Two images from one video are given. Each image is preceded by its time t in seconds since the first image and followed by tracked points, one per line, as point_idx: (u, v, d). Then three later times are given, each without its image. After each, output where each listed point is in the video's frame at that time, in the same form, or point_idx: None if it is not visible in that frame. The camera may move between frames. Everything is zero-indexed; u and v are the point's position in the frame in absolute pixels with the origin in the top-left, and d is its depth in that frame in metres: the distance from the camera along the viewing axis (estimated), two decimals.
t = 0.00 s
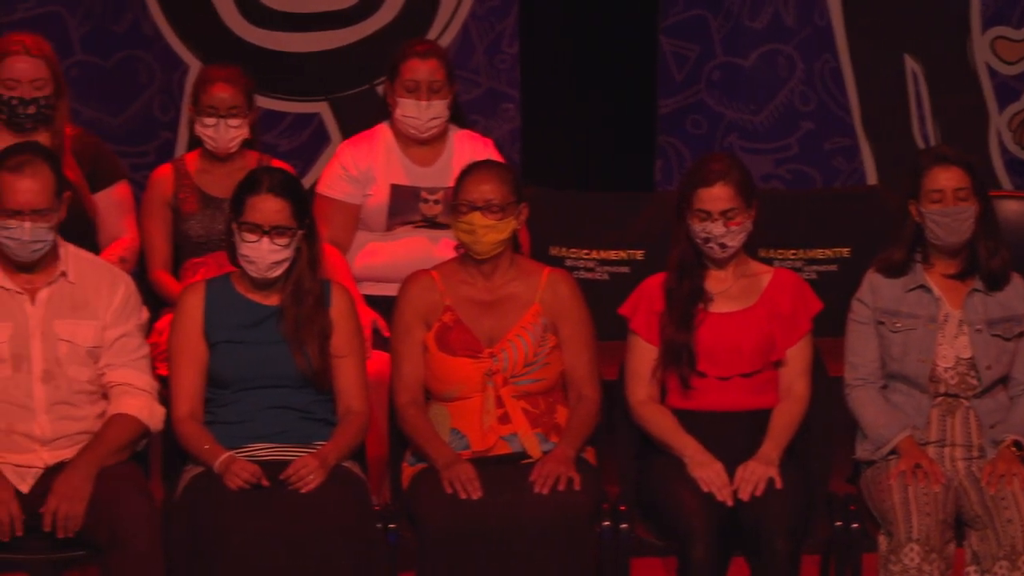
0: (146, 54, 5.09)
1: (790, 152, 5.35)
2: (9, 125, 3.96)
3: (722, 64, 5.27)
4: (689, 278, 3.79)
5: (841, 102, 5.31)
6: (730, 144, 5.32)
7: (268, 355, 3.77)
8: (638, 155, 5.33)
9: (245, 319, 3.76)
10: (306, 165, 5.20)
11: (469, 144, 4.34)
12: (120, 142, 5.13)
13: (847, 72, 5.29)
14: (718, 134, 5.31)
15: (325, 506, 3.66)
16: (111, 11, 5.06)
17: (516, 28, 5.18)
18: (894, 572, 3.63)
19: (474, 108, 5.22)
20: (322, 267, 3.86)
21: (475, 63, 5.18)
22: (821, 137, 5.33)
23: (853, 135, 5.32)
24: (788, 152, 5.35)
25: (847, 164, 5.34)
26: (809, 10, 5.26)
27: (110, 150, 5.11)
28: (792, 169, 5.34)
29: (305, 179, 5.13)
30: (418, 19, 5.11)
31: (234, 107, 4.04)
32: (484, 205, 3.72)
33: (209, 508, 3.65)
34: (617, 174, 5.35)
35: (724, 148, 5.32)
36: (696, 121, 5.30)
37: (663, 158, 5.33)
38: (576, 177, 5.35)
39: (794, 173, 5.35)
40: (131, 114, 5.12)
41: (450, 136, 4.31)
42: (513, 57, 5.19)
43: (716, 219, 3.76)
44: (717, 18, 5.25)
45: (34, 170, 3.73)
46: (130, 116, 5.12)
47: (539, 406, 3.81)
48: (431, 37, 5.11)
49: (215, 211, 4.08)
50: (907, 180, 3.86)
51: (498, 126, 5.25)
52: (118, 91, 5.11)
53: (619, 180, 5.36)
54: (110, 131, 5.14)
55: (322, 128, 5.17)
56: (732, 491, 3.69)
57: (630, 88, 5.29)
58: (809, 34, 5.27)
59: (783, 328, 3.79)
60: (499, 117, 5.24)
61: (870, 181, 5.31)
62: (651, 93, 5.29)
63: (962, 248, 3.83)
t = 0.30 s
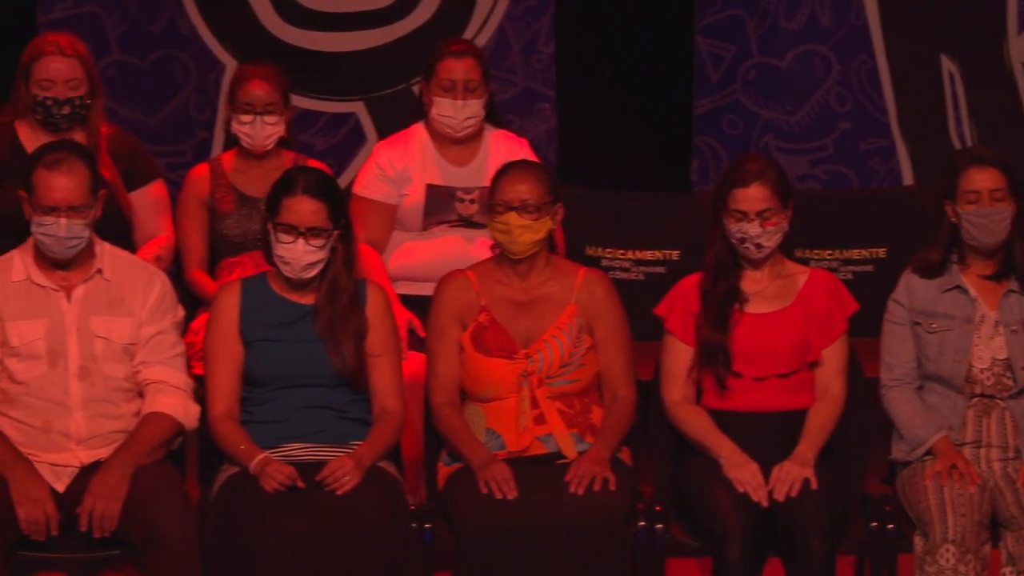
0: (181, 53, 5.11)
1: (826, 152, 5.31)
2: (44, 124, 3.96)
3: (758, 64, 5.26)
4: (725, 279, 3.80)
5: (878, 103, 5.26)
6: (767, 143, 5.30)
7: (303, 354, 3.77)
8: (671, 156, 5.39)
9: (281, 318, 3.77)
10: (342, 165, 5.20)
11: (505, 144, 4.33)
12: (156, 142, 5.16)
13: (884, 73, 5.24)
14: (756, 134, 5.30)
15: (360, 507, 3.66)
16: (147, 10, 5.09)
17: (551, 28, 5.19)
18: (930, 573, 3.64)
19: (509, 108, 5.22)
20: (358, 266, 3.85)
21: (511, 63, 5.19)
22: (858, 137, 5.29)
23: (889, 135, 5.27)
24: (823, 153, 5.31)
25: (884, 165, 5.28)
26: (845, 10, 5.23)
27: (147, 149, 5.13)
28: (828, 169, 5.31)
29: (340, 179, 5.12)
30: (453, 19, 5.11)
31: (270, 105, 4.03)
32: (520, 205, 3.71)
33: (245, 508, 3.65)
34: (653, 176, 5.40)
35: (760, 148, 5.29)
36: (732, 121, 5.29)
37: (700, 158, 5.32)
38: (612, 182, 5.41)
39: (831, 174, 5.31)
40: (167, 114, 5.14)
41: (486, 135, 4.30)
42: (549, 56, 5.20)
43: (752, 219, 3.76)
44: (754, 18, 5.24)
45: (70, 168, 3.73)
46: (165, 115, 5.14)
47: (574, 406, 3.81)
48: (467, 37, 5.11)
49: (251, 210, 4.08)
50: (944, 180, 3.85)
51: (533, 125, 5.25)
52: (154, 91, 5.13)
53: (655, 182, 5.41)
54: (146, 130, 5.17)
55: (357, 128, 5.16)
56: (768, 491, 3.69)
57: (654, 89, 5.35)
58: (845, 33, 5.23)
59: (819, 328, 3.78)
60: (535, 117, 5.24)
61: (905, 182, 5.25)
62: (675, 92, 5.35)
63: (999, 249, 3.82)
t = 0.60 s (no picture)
0: (218, 53, 5.11)
1: (861, 153, 5.31)
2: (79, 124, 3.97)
3: (793, 65, 5.25)
4: (760, 279, 3.80)
5: (913, 104, 5.26)
6: (802, 144, 5.30)
7: (337, 354, 3.77)
8: (701, 157, 5.30)
9: (316, 318, 3.77)
10: (377, 164, 5.21)
11: (540, 144, 4.32)
12: (192, 141, 5.18)
13: (919, 74, 5.24)
14: (790, 134, 5.30)
15: (394, 507, 3.66)
16: (182, 11, 5.09)
17: (586, 28, 5.18)
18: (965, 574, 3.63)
19: (544, 108, 5.22)
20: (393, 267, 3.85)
21: (546, 64, 5.19)
22: (892, 137, 5.29)
23: (924, 136, 5.27)
24: (858, 153, 5.32)
25: (919, 165, 5.29)
26: (880, 10, 5.22)
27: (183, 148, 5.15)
28: (863, 170, 5.32)
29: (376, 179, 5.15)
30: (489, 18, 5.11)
31: (305, 104, 4.04)
32: (555, 205, 3.71)
33: (280, 508, 3.66)
34: (685, 177, 5.31)
35: (795, 149, 5.30)
36: (767, 122, 5.29)
37: (734, 158, 5.31)
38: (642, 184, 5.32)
39: (866, 175, 5.32)
40: (202, 113, 5.16)
41: (521, 136, 4.30)
42: (584, 57, 5.19)
43: (786, 220, 3.76)
44: (788, 19, 5.23)
45: (105, 168, 3.73)
46: (201, 115, 5.16)
47: (609, 407, 3.81)
48: (502, 37, 5.11)
49: (286, 210, 4.09)
50: (980, 181, 3.83)
51: (568, 126, 5.25)
52: (189, 91, 5.14)
53: (687, 182, 5.32)
54: (181, 129, 5.18)
55: (392, 128, 5.18)
56: (802, 492, 3.68)
57: (676, 88, 5.26)
58: (881, 34, 5.23)
59: (854, 329, 3.78)
60: (569, 116, 5.24)
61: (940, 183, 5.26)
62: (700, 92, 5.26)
63: None
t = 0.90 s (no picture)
0: (248, 53, 5.20)
1: (892, 154, 5.38)
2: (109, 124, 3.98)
3: (823, 65, 5.32)
4: (790, 280, 3.80)
5: (944, 104, 5.33)
6: (832, 145, 5.36)
7: (368, 355, 3.77)
8: (728, 156, 5.39)
9: (345, 319, 3.77)
10: (408, 164, 5.29)
11: (571, 145, 4.30)
12: (223, 142, 5.25)
13: (949, 75, 5.31)
14: (820, 135, 5.36)
15: (423, 508, 3.65)
16: (212, 12, 5.16)
17: (616, 28, 5.25)
18: None
19: (575, 108, 5.29)
20: (422, 268, 3.85)
21: (577, 63, 5.26)
22: (923, 138, 5.36)
23: (954, 137, 5.34)
24: (889, 154, 5.38)
25: (949, 166, 5.35)
26: (910, 10, 5.29)
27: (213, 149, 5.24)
28: (894, 171, 5.37)
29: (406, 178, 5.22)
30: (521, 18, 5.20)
31: (335, 105, 4.04)
32: (585, 206, 3.72)
33: (309, 508, 3.66)
34: (713, 177, 5.40)
35: (825, 149, 5.36)
36: (797, 123, 5.35)
37: (765, 158, 5.37)
38: (672, 184, 5.42)
39: (896, 175, 5.38)
40: (232, 113, 5.23)
41: (552, 136, 4.28)
42: (614, 57, 5.26)
43: (816, 220, 3.76)
44: (818, 19, 5.30)
45: (134, 168, 3.73)
46: (230, 115, 5.23)
47: (638, 408, 3.81)
48: (533, 37, 5.20)
49: (316, 210, 4.09)
50: (1011, 180, 3.80)
51: (597, 126, 5.32)
52: (219, 91, 5.22)
53: (717, 182, 5.41)
54: (212, 129, 5.25)
55: (422, 128, 5.26)
56: (832, 493, 3.68)
57: (700, 89, 5.35)
58: (911, 34, 5.30)
59: (884, 329, 3.78)
60: (599, 117, 5.31)
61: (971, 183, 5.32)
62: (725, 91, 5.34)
63: None
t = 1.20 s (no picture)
0: (281, 53, 5.07)
1: (924, 155, 5.22)
2: (143, 125, 4.00)
3: (856, 66, 5.16)
4: (824, 281, 3.81)
5: (978, 106, 5.19)
6: (865, 146, 5.20)
7: (401, 356, 3.77)
8: (753, 157, 5.24)
9: (379, 321, 3.77)
10: (440, 166, 5.15)
11: (605, 145, 4.29)
12: (257, 142, 5.13)
13: (983, 76, 5.17)
14: (854, 136, 5.20)
15: (457, 508, 3.65)
16: (247, 11, 5.03)
17: (650, 30, 5.10)
18: None
19: (608, 109, 5.14)
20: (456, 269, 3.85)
21: (610, 65, 5.11)
22: (957, 140, 5.21)
23: (987, 138, 5.20)
24: (921, 156, 5.23)
25: (983, 168, 5.21)
26: (945, 12, 5.14)
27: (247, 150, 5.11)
28: (927, 172, 5.22)
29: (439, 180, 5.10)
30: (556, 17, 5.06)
31: (369, 106, 4.04)
32: (619, 209, 3.72)
33: (343, 509, 3.66)
34: (733, 177, 5.25)
35: (859, 151, 5.20)
36: (831, 124, 5.19)
37: (798, 160, 5.21)
38: (692, 185, 5.26)
39: (930, 177, 5.23)
40: (267, 113, 5.10)
41: (585, 137, 4.27)
42: (648, 58, 5.11)
43: (850, 221, 3.76)
44: (851, 21, 5.14)
45: (168, 167, 3.73)
46: (265, 116, 5.11)
47: (672, 409, 3.80)
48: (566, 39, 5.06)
49: (350, 211, 4.10)
50: None
51: (631, 127, 5.16)
52: (253, 91, 5.09)
53: (736, 182, 5.26)
54: (244, 130, 5.13)
55: (455, 129, 5.13)
56: (866, 494, 3.68)
57: (725, 89, 5.19)
58: (945, 36, 5.15)
59: (918, 330, 3.78)
60: (632, 118, 5.16)
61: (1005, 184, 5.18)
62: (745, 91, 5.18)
63: None
